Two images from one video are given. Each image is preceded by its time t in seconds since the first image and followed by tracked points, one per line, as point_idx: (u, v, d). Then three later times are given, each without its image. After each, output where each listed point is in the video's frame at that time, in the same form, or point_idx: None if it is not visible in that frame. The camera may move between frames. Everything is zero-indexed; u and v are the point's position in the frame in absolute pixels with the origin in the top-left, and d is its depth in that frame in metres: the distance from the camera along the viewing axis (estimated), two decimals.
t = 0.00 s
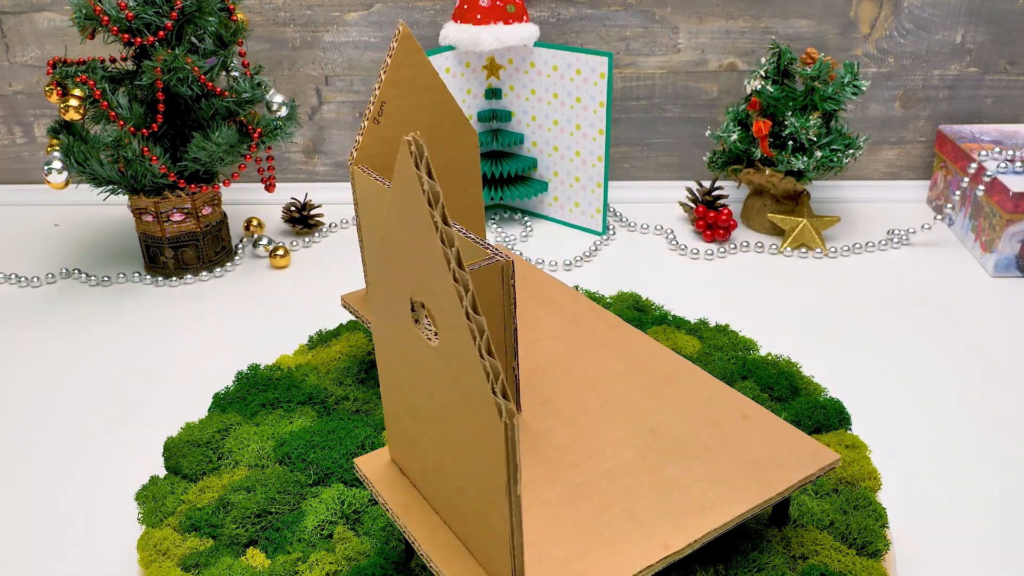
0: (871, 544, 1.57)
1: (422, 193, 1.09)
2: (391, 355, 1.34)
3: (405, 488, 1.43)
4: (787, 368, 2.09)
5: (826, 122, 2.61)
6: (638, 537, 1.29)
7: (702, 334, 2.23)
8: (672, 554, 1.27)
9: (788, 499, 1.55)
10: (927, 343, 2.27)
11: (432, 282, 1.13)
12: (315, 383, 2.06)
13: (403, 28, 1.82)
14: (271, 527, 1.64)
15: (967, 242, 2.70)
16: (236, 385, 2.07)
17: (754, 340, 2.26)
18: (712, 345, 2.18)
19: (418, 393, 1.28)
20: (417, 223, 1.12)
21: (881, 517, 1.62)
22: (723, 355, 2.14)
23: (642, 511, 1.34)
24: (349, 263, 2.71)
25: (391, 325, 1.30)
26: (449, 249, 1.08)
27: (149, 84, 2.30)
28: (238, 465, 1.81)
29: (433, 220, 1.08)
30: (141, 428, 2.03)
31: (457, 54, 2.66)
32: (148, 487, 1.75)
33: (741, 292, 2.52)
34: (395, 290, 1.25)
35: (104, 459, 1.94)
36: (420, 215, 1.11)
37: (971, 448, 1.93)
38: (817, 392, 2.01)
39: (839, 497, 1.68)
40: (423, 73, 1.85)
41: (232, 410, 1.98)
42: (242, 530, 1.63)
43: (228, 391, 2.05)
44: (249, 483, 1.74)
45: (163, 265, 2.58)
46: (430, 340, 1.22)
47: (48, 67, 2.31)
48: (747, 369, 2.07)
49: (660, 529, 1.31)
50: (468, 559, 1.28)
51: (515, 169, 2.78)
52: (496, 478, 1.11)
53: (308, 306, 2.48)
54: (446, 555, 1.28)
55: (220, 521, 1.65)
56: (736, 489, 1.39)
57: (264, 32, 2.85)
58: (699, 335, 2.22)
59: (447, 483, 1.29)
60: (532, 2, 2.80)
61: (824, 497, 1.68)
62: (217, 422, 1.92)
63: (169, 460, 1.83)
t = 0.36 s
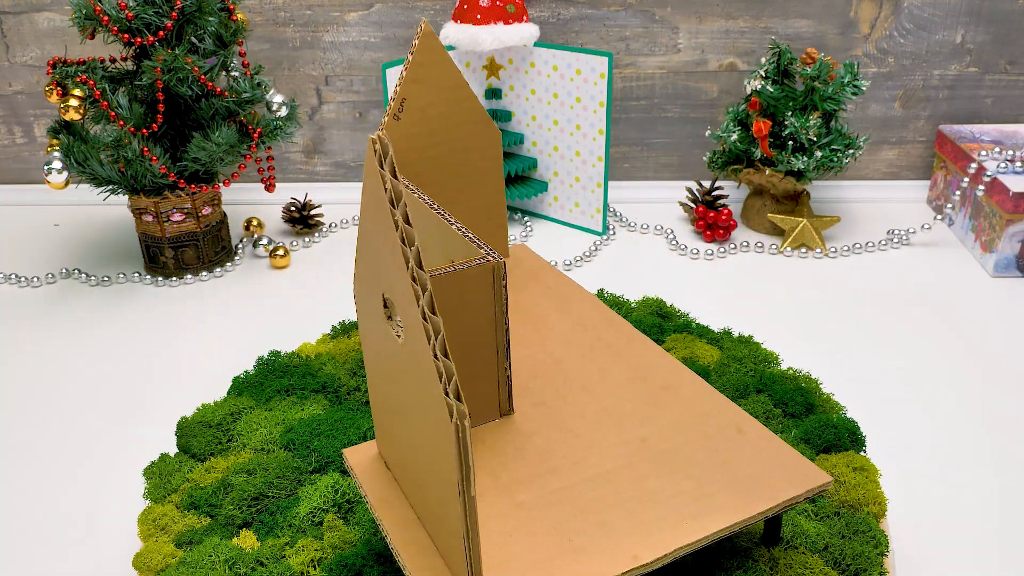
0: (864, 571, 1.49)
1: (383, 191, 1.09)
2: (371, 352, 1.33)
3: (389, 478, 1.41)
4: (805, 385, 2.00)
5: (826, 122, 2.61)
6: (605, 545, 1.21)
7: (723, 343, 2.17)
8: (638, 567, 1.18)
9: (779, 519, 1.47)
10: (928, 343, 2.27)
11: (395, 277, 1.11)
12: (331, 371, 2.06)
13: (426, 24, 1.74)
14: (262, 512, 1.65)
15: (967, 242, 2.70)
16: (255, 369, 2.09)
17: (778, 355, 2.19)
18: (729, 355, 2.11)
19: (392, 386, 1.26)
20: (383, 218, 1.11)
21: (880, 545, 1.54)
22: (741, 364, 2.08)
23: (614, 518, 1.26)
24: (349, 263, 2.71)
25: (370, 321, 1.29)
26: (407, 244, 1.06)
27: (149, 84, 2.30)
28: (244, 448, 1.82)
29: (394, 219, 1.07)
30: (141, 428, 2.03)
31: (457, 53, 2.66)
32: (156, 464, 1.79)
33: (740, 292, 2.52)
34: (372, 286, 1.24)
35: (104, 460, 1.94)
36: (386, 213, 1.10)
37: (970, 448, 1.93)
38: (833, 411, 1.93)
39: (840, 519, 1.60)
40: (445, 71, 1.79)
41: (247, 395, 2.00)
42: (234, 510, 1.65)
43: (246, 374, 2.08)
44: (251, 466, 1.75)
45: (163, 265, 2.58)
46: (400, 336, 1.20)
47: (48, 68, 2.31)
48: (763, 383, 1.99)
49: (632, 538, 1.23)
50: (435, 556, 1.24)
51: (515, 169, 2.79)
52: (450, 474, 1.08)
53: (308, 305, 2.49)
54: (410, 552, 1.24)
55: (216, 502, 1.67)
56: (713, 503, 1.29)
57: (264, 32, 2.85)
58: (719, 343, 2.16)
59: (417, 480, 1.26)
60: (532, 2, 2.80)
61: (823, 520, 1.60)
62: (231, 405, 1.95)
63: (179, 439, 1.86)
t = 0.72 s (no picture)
0: None
1: (367, 190, 1.10)
2: (365, 348, 1.34)
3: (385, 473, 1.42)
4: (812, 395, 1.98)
5: (826, 122, 2.61)
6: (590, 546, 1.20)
7: (733, 347, 2.17)
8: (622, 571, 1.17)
9: (772, 530, 1.45)
10: (928, 343, 2.27)
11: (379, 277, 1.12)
12: (340, 367, 2.06)
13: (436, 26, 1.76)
14: (260, 505, 1.65)
15: (967, 242, 2.70)
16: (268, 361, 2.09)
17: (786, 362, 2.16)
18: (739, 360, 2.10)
19: (383, 383, 1.26)
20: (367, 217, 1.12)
21: (876, 560, 1.51)
22: (751, 369, 2.08)
23: (604, 523, 1.26)
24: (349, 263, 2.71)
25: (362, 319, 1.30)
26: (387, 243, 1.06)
27: (149, 84, 2.30)
28: (249, 440, 1.83)
29: (376, 218, 1.07)
30: (141, 427, 2.03)
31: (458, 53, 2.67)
32: (162, 454, 1.81)
33: (740, 292, 2.51)
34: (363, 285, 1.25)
35: (103, 460, 1.93)
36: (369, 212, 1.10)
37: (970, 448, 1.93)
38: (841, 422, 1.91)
39: (839, 531, 1.57)
40: (455, 71, 1.80)
41: (256, 388, 2.00)
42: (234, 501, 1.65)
43: (257, 366, 2.08)
44: (254, 457, 1.75)
45: (163, 265, 2.58)
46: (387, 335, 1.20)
47: (49, 68, 2.31)
48: (770, 390, 1.98)
49: (617, 543, 1.22)
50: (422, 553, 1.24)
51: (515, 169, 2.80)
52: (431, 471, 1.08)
53: (308, 305, 2.49)
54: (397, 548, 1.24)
55: (217, 491, 1.67)
56: (702, 509, 1.28)
57: (264, 32, 2.85)
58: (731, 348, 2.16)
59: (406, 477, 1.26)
60: (532, 2, 2.80)
61: (822, 533, 1.58)
62: (239, 396, 1.96)
63: (187, 428, 1.88)
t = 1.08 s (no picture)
0: None
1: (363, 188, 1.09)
2: (364, 348, 1.33)
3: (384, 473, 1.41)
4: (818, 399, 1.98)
5: (826, 122, 2.61)
6: (587, 547, 1.20)
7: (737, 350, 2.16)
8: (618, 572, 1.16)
9: (772, 532, 1.45)
10: (927, 343, 2.27)
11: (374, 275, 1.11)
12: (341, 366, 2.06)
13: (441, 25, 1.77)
14: (259, 502, 1.65)
15: (967, 242, 2.70)
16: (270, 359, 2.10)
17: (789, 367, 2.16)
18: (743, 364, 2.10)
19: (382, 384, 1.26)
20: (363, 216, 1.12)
21: (875, 565, 1.50)
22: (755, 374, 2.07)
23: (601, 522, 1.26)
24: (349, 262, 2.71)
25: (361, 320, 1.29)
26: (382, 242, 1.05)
27: (149, 84, 2.30)
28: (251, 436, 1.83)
29: (370, 216, 1.07)
30: (141, 427, 2.03)
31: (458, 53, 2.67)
32: (164, 449, 1.81)
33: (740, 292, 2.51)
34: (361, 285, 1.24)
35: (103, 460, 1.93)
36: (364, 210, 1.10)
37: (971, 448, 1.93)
38: (844, 426, 1.90)
39: (839, 535, 1.57)
40: (460, 71, 1.81)
41: (258, 386, 2.00)
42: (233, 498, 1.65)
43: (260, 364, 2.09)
44: (255, 454, 1.75)
45: (163, 265, 2.58)
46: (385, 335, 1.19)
47: (48, 68, 2.31)
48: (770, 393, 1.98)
49: (615, 544, 1.21)
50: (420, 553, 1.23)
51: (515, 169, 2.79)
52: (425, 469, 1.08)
53: (309, 305, 2.49)
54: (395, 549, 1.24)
55: (217, 488, 1.67)
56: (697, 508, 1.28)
57: (264, 32, 2.85)
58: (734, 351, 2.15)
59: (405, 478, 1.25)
60: (532, 2, 2.80)
61: (821, 537, 1.57)
62: (242, 392, 1.96)
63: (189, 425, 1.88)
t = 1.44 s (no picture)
0: (870, 555, 1.47)
1: (414, 190, 1.06)
2: (386, 353, 1.31)
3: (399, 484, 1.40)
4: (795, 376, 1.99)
5: (825, 122, 2.61)
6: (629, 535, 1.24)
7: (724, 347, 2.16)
8: (662, 557, 1.21)
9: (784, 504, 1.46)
10: (927, 343, 2.27)
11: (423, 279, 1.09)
12: (318, 378, 2.07)
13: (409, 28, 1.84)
14: (268, 522, 1.63)
15: (967, 242, 2.70)
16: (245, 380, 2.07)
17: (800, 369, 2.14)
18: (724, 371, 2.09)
19: (409, 389, 1.25)
20: (410, 218, 1.08)
21: (882, 528, 1.52)
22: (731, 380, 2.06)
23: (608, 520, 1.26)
24: (349, 262, 2.71)
25: (387, 322, 1.27)
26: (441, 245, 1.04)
27: (149, 84, 2.30)
28: (241, 460, 1.81)
29: (427, 219, 1.05)
30: (141, 427, 2.03)
31: (457, 54, 2.67)
32: (150, 479, 1.76)
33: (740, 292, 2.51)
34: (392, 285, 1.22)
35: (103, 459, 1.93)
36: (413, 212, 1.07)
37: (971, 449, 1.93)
38: (822, 397, 1.92)
39: (839, 505, 1.58)
40: (431, 73, 1.88)
41: (237, 406, 1.98)
42: (239, 523, 1.63)
43: (235, 386, 2.06)
44: (252, 475, 1.74)
45: (163, 265, 2.58)
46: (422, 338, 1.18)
47: (48, 68, 2.31)
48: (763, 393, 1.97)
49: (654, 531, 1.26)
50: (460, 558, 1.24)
51: (515, 169, 2.78)
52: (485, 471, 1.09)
53: (309, 305, 2.49)
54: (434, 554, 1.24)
55: (218, 514, 1.65)
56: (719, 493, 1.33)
57: (264, 32, 2.85)
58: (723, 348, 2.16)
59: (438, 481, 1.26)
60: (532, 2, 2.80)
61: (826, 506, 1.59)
62: (223, 415, 1.94)
63: (173, 454, 1.83)
